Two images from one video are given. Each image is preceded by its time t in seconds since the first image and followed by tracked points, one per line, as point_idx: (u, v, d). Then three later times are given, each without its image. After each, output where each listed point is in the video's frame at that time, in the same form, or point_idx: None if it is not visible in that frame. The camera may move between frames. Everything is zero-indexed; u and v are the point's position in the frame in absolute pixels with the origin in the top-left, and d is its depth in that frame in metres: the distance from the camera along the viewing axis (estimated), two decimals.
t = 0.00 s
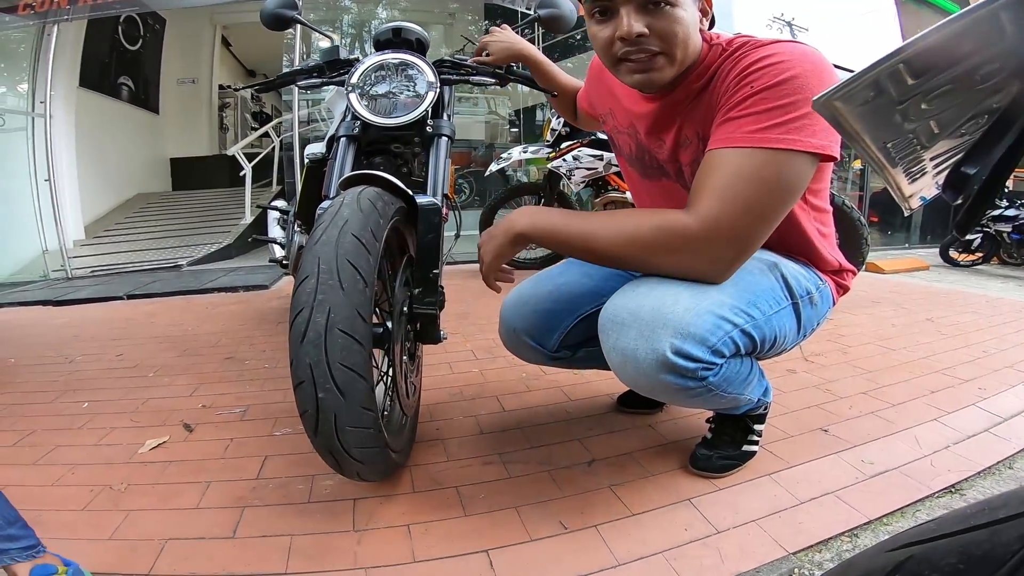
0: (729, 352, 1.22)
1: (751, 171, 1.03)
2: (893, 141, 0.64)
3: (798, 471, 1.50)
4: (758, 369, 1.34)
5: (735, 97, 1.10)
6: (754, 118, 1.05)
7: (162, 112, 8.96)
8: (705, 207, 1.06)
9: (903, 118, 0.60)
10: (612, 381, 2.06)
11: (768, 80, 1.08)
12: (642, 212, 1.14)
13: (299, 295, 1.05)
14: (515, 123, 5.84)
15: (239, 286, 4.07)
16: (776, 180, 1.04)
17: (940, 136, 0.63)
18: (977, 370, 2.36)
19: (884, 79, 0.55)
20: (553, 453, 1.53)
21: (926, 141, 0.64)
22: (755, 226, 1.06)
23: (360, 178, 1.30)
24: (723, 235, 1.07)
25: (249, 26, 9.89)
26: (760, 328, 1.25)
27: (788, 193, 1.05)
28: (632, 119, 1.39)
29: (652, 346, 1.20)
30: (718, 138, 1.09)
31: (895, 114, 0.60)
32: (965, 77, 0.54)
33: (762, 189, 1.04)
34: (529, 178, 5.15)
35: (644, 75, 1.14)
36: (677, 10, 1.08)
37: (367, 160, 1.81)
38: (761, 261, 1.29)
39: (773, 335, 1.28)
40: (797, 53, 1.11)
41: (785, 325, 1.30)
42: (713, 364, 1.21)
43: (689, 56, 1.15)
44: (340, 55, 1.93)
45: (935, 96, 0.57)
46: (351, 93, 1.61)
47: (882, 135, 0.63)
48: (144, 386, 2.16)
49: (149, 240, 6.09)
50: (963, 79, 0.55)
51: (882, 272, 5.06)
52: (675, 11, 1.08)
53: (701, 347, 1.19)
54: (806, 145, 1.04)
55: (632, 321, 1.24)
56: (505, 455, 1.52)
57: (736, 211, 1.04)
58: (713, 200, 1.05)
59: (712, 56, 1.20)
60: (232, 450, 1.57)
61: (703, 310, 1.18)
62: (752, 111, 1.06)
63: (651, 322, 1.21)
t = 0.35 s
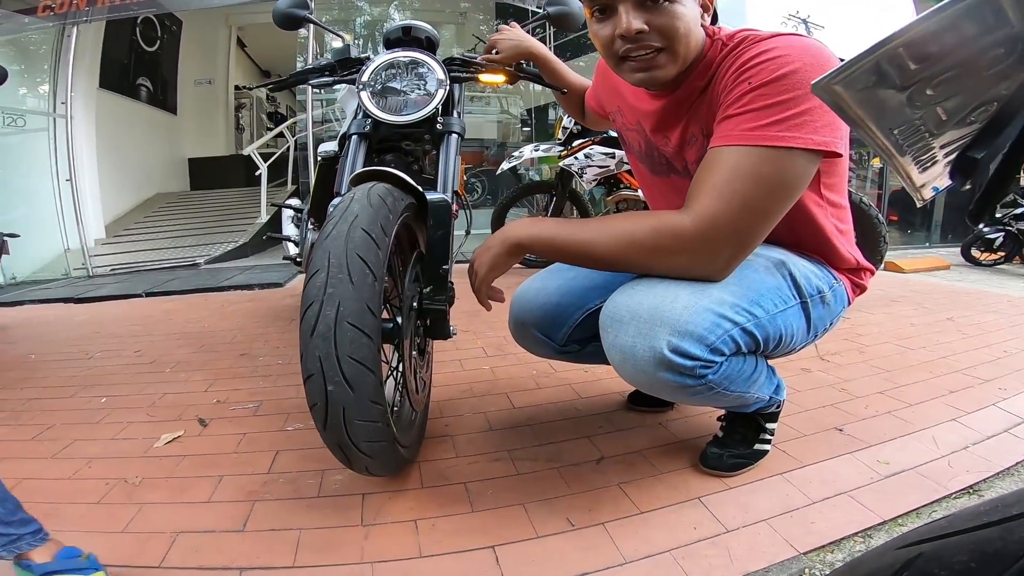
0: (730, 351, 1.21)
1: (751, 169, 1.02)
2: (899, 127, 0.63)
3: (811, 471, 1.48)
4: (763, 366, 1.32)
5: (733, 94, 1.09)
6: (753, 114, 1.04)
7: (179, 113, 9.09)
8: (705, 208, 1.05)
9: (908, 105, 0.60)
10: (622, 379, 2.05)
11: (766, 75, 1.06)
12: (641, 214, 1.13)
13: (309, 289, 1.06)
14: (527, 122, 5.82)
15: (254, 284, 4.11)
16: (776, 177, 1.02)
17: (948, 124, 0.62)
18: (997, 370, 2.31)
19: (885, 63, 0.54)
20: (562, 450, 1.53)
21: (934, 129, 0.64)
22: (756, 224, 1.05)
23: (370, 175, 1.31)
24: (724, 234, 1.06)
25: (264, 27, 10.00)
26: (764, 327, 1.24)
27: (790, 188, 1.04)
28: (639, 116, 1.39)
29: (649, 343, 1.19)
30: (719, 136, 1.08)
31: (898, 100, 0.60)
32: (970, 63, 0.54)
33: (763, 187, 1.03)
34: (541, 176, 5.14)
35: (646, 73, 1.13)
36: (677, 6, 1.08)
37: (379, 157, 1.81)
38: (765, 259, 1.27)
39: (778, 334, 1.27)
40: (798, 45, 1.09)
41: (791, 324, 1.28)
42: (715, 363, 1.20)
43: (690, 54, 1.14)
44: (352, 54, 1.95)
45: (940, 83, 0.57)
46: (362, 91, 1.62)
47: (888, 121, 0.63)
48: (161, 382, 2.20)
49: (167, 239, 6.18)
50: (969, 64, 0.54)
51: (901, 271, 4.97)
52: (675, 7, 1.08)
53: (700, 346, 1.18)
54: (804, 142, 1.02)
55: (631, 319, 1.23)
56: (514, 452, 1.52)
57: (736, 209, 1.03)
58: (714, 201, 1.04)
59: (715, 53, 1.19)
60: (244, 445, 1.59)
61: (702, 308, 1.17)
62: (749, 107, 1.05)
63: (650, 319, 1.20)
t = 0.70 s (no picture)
0: (735, 351, 1.22)
1: (755, 174, 1.04)
2: (892, 134, 0.66)
3: (815, 470, 1.49)
4: (768, 366, 1.34)
5: (736, 100, 1.11)
6: (756, 119, 1.06)
7: (189, 113, 9.17)
8: (710, 213, 1.06)
9: (899, 112, 0.63)
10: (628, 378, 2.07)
11: (769, 80, 1.08)
12: (647, 219, 1.14)
13: (323, 287, 1.09)
14: (534, 122, 5.82)
15: (264, 283, 4.15)
16: (780, 181, 1.04)
17: (940, 131, 0.65)
18: (1005, 372, 2.31)
19: (873, 72, 0.58)
20: (568, 448, 1.55)
21: (925, 135, 0.66)
22: (760, 227, 1.07)
23: (381, 176, 1.33)
24: (728, 237, 1.08)
25: (273, 27, 10.07)
26: (768, 327, 1.25)
27: (793, 192, 1.05)
28: (644, 119, 1.41)
29: (656, 343, 1.21)
30: (723, 140, 1.10)
31: (889, 109, 0.62)
32: (958, 72, 0.57)
33: (767, 192, 1.04)
34: (548, 176, 5.16)
35: (640, 74, 1.15)
36: (671, 10, 1.10)
37: (388, 158, 1.84)
38: (770, 261, 1.29)
39: (782, 335, 1.28)
40: (800, 50, 1.11)
41: (795, 325, 1.29)
42: (719, 363, 1.22)
43: (684, 55, 1.16)
44: (362, 56, 1.97)
45: (929, 91, 0.59)
46: (372, 93, 1.65)
47: (881, 127, 0.65)
48: (173, 379, 2.23)
49: (177, 238, 6.24)
50: (957, 74, 0.57)
51: (911, 272, 4.94)
52: (669, 11, 1.10)
53: (706, 345, 1.19)
54: (807, 147, 1.03)
55: (637, 319, 1.25)
56: (521, 449, 1.54)
57: (740, 212, 1.05)
58: (720, 205, 1.06)
59: (717, 58, 1.21)
60: (255, 441, 1.62)
61: (707, 309, 1.19)
62: (752, 112, 1.07)
63: (656, 320, 1.22)
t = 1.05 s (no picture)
0: (729, 345, 1.24)
1: (745, 171, 1.05)
2: (870, 130, 0.68)
3: (810, 464, 1.51)
4: (762, 359, 1.35)
5: (726, 99, 1.12)
6: (746, 117, 1.07)
7: (184, 114, 9.15)
8: (701, 210, 1.08)
9: (876, 109, 0.65)
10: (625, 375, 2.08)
11: (757, 79, 1.09)
12: (640, 216, 1.15)
13: (322, 286, 1.10)
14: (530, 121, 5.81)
15: (261, 285, 4.15)
16: (770, 177, 1.05)
17: (916, 127, 0.67)
18: (999, 366, 2.33)
19: (849, 72, 0.59)
20: (566, 444, 1.57)
21: (903, 131, 0.68)
22: (752, 223, 1.08)
23: (379, 177, 1.34)
24: (719, 233, 1.09)
25: (267, 28, 10.05)
26: (761, 321, 1.27)
27: (782, 188, 1.07)
28: (638, 117, 1.42)
29: (651, 337, 1.22)
30: (714, 138, 1.11)
31: (867, 107, 0.64)
32: (931, 68, 0.59)
33: (757, 188, 1.06)
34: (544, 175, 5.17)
35: (633, 65, 1.16)
36: (664, 3, 1.12)
37: (385, 158, 1.84)
38: (762, 256, 1.30)
39: (774, 329, 1.30)
40: (787, 50, 1.12)
41: (788, 319, 1.31)
42: (714, 357, 1.23)
43: (677, 49, 1.17)
44: (357, 56, 1.98)
45: (904, 88, 0.62)
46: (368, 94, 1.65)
47: (859, 125, 0.67)
48: (172, 380, 2.24)
49: (173, 240, 6.23)
50: (929, 70, 0.60)
51: (906, 267, 4.97)
52: (663, 4, 1.11)
53: (700, 339, 1.21)
54: (797, 144, 1.05)
55: (632, 314, 1.26)
56: (519, 446, 1.55)
57: (730, 208, 1.07)
58: (712, 202, 1.07)
59: (707, 55, 1.23)
60: (256, 441, 1.63)
61: (701, 303, 1.20)
62: (741, 110, 1.08)
63: (651, 314, 1.23)
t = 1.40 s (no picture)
0: (725, 341, 1.24)
1: (741, 169, 1.06)
2: (855, 128, 0.69)
3: (808, 462, 1.51)
4: (759, 356, 1.36)
5: (720, 99, 1.13)
6: (742, 116, 1.08)
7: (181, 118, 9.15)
8: (697, 209, 1.09)
9: (859, 108, 0.67)
10: (624, 375, 2.09)
11: (751, 79, 1.10)
12: (636, 215, 1.16)
13: (321, 288, 1.10)
14: (527, 122, 5.82)
15: (260, 288, 4.15)
16: (764, 175, 1.06)
17: (901, 124, 0.68)
18: (996, 363, 2.34)
19: (829, 72, 0.62)
20: (566, 444, 1.57)
21: (887, 130, 0.69)
22: (747, 221, 1.09)
23: (378, 179, 1.35)
24: (714, 232, 1.10)
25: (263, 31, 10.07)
26: (756, 318, 1.27)
27: (776, 186, 1.08)
28: (634, 117, 1.43)
29: (648, 333, 1.23)
30: (709, 137, 1.12)
31: (850, 106, 0.66)
32: (911, 66, 0.61)
33: (752, 186, 1.07)
34: (542, 177, 5.18)
35: (636, 65, 1.17)
36: (665, 3, 1.13)
37: (382, 160, 1.85)
38: (758, 253, 1.31)
39: (770, 326, 1.30)
40: (780, 51, 1.14)
41: (784, 315, 1.32)
42: (710, 353, 1.24)
43: (677, 50, 1.19)
44: (354, 59, 1.98)
45: (885, 87, 0.64)
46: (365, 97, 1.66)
47: (843, 123, 0.69)
48: (171, 383, 2.24)
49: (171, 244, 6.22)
50: (909, 69, 0.61)
51: (904, 266, 4.98)
52: (664, 4, 1.13)
53: (696, 336, 1.21)
54: (789, 143, 1.06)
55: (629, 311, 1.27)
56: (518, 446, 1.56)
57: (725, 206, 1.07)
58: (707, 200, 1.08)
59: (703, 55, 1.24)
60: (256, 443, 1.63)
61: (697, 300, 1.21)
62: (736, 110, 1.09)
63: (648, 311, 1.24)
